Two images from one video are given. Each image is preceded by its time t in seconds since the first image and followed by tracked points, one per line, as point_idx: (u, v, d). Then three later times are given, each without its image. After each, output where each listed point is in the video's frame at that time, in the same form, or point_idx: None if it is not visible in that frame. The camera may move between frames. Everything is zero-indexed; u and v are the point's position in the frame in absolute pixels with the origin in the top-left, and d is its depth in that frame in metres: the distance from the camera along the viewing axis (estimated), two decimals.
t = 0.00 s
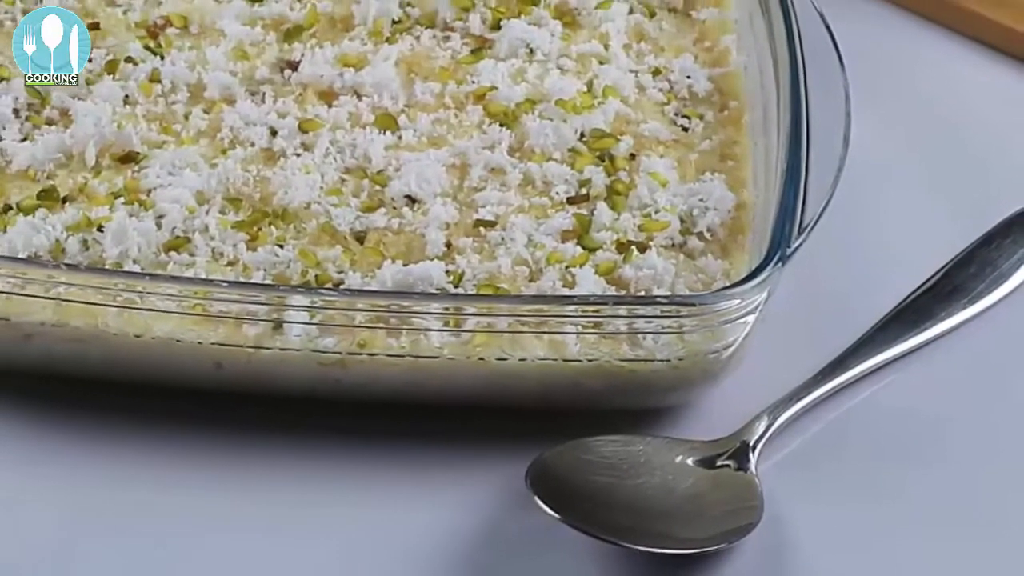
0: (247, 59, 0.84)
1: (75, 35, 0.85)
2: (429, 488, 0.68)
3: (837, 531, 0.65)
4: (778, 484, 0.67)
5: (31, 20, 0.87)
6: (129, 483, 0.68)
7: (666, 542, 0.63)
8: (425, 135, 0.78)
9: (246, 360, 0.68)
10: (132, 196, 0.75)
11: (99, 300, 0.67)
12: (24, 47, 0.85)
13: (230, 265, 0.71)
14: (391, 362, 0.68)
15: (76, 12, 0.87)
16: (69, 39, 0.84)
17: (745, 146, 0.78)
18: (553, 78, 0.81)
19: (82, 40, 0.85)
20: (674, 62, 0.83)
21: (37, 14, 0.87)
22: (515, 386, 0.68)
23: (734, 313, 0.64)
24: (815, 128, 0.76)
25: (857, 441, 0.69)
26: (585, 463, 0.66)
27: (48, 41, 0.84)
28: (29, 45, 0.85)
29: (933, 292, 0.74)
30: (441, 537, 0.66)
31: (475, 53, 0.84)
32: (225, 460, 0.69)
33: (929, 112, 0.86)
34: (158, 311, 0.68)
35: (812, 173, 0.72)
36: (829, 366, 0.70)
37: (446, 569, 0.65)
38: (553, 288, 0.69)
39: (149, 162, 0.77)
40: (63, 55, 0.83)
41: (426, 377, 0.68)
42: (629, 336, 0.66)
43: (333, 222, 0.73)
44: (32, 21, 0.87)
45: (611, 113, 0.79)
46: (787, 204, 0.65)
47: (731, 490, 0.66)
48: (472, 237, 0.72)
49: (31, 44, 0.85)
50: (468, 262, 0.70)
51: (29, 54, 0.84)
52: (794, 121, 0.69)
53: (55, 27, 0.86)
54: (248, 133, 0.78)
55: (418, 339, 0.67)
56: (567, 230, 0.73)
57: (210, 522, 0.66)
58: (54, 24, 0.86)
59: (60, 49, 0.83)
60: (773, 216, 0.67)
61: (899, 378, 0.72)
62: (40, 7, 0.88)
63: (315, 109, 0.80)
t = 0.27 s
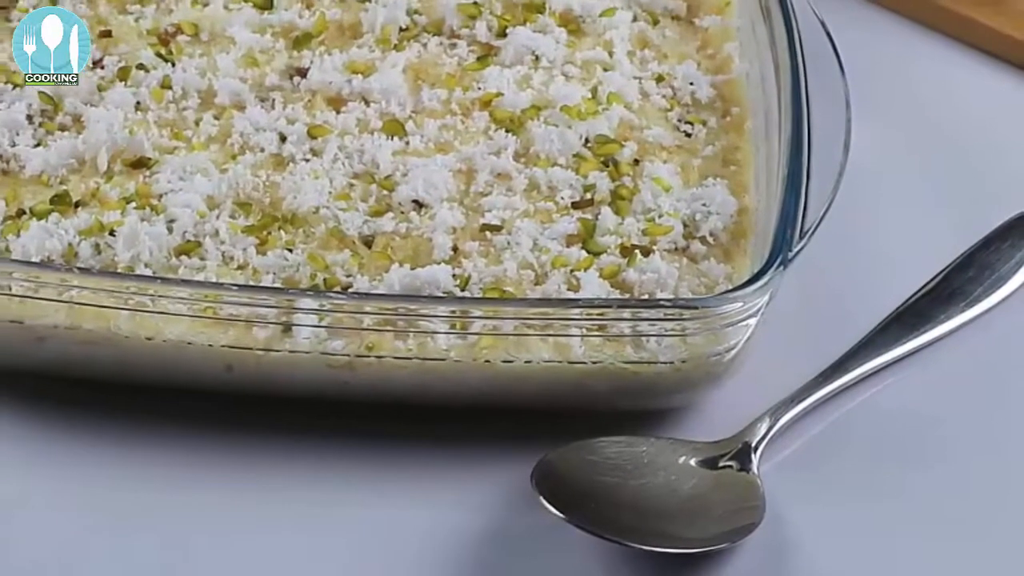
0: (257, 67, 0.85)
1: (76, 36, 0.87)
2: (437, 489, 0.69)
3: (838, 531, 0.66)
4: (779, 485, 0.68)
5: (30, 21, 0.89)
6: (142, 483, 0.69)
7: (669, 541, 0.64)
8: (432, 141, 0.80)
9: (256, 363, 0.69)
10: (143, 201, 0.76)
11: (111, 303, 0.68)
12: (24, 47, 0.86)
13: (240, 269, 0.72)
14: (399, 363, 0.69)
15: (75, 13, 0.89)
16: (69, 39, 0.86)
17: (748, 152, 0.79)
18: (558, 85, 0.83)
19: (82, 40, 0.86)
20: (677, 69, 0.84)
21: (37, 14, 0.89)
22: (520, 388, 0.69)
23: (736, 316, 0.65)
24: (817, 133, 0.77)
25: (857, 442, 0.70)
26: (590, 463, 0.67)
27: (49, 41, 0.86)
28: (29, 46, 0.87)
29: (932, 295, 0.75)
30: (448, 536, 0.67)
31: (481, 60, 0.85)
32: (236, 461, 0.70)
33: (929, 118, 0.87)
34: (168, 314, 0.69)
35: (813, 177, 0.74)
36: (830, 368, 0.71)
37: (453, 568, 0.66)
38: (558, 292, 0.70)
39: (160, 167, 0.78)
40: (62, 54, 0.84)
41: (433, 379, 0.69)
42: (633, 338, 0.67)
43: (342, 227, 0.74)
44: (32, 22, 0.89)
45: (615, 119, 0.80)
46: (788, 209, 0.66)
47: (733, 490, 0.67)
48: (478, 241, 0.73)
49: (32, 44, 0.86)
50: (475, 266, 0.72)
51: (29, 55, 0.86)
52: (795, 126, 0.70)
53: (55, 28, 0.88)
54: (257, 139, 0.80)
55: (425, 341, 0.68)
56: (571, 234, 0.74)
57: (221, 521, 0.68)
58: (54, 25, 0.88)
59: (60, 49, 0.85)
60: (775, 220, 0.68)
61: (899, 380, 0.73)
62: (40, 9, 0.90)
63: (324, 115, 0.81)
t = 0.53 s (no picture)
0: (267, 73, 0.86)
1: (76, 35, 0.88)
2: (444, 490, 0.70)
3: (839, 532, 0.67)
4: (780, 486, 0.69)
5: (31, 20, 0.90)
6: (154, 483, 0.70)
7: (672, 540, 0.65)
8: (439, 147, 0.81)
9: (266, 366, 0.71)
10: (154, 206, 0.78)
11: (123, 306, 0.70)
12: (24, 47, 0.88)
13: (251, 272, 0.74)
14: (406, 366, 0.70)
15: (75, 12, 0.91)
16: (69, 39, 0.88)
17: (749, 157, 0.80)
18: (563, 91, 0.84)
19: (82, 39, 0.88)
20: (680, 76, 0.85)
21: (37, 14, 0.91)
22: (526, 390, 0.71)
23: (738, 319, 0.66)
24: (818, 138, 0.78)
25: (857, 444, 0.71)
26: (594, 464, 0.68)
27: (49, 40, 0.87)
28: (29, 45, 0.88)
29: (931, 298, 0.76)
30: (455, 536, 0.68)
31: (487, 67, 0.86)
32: (247, 462, 0.71)
33: (930, 125, 0.88)
34: (180, 318, 0.70)
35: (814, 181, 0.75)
36: (830, 371, 0.72)
37: (460, 568, 0.67)
38: (563, 295, 0.71)
39: (171, 173, 0.80)
40: (63, 55, 0.86)
41: (440, 381, 0.70)
42: (636, 341, 0.68)
43: (350, 231, 0.75)
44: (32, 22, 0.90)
45: (619, 125, 0.81)
46: (789, 214, 0.68)
47: (735, 490, 0.68)
48: (485, 246, 0.75)
49: (32, 44, 0.88)
50: (481, 269, 0.73)
51: (29, 54, 0.87)
52: (796, 132, 0.71)
53: (54, 28, 0.89)
54: (267, 144, 0.81)
55: (432, 344, 0.69)
56: (576, 239, 0.75)
57: (231, 521, 0.69)
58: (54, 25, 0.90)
59: (61, 49, 0.87)
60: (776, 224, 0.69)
61: (898, 382, 0.74)
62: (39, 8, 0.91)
63: (333, 121, 0.82)
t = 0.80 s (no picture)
0: (277, 80, 0.88)
1: (75, 35, 0.90)
2: (451, 490, 0.72)
3: (839, 533, 0.68)
4: (780, 488, 0.70)
5: (30, 21, 0.92)
6: (167, 484, 0.72)
7: (675, 540, 0.66)
8: (446, 152, 0.82)
9: (275, 367, 0.72)
10: (166, 210, 0.79)
11: (135, 309, 0.70)
12: (24, 47, 0.90)
13: (260, 276, 0.75)
14: (414, 368, 0.71)
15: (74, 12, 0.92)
16: (69, 39, 0.90)
17: (751, 163, 0.81)
18: (568, 98, 0.85)
19: (82, 40, 0.90)
20: (683, 83, 0.87)
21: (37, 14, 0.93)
22: (531, 392, 0.72)
23: (740, 321, 0.67)
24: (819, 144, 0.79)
25: (856, 447, 0.72)
26: (598, 464, 0.69)
27: (49, 41, 0.89)
28: (29, 45, 0.90)
29: (930, 302, 0.77)
30: (462, 537, 0.70)
31: (493, 74, 0.88)
32: (257, 463, 0.73)
33: (930, 132, 0.90)
34: (191, 321, 0.71)
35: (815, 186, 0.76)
36: (830, 374, 0.73)
37: (467, 567, 0.68)
38: (568, 298, 0.73)
39: (183, 178, 0.81)
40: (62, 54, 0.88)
41: (447, 383, 0.72)
42: (640, 343, 0.69)
43: (359, 235, 0.77)
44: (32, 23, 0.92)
45: (623, 132, 0.83)
46: (790, 218, 0.69)
47: (737, 490, 0.69)
48: (491, 250, 0.76)
49: (31, 44, 0.90)
50: (487, 273, 0.74)
51: (29, 54, 0.90)
52: (796, 138, 0.72)
53: (55, 28, 0.91)
54: (277, 150, 0.82)
55: (439, 346, 0.71)
56: (581, 243, 0.76)
57: (243, 521, 0.70)
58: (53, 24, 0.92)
59: (60, 49, 0.89)
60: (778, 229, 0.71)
61: (898, 385, 0.75)
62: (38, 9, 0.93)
63: (341, 127, 0.84)
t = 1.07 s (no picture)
0: (286, 87, 0.89)
1: (75, 35, 0.92)
2: (458, 491, 0.73)
3: (840, 534, 0.69)
4: (782, 490, 0.71)
5: (30, 20, 0.94)
6: (180, 485, 0.73)
7: (678, 539, 0.68)
8: (453, 158, 0.84)
9: (285, 369, 0.73)
10: (178, 215, 0.80)
11: (147, 312, 0.71)
12: (24, 47, 0.92)
13: (270, 279, 0.76)
14: (421, 370, 0.72)
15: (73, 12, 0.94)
16: (68, 39, 0.91)
17: (753, 168, 0.83)
18: (573, 104, 0.86)
19: (81, 40, 0.92)
20: (686, 89, 0.88)
21: (37, 15, 0.94)
22: (537, 393, 0.73)
23: (742, 324, 0.69)
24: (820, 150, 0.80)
25: (856, 449, 0.73)
26: (603, 465, 0.70)
27: (49, 41, 0.91)
28: (29, 45, 0.92)
29: (929, 305, 0.78)
30: (469, 536, 0.71)
31: (500, 81, 0.89)
32: (268, 464, 0.74)
33: (930, 139, 0.91)
34: (202, 323, 0.72)
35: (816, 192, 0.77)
36: (831, 376, 0.74)
37: (474, 567, 0.70)
38: (573, 302, 0.74)
39: (194, 183, 0.82)
40: (62, 54, 0.90)
41: (453, 385, 0.73)
42: (644, 346, 0.70)
43: (367, 240, 0.78)
44: (31, 23, 0.94)
45: (627, 138, 0.84)
46: (792, 222, 0.70)
47: (740, 491, 0.70)
48: (497, 254, 0.77)
49: (31, 44, 0.92)
50: (493, 277, 0.75)
51: (29, 54, 0.91)
52: (798, 145, 0.73)
53: (55, 28, 0.93)
54: (287, 156, 0.84)
55: (446, 349, 0.72)
56: (586, 247, 0.77)
57: (254, 520, 0.71)
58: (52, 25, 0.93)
59: (60, 49, 0.90)
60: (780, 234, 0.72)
61: (897, 387, 0.76)
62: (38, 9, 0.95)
63: (350, 133, 0.85)
